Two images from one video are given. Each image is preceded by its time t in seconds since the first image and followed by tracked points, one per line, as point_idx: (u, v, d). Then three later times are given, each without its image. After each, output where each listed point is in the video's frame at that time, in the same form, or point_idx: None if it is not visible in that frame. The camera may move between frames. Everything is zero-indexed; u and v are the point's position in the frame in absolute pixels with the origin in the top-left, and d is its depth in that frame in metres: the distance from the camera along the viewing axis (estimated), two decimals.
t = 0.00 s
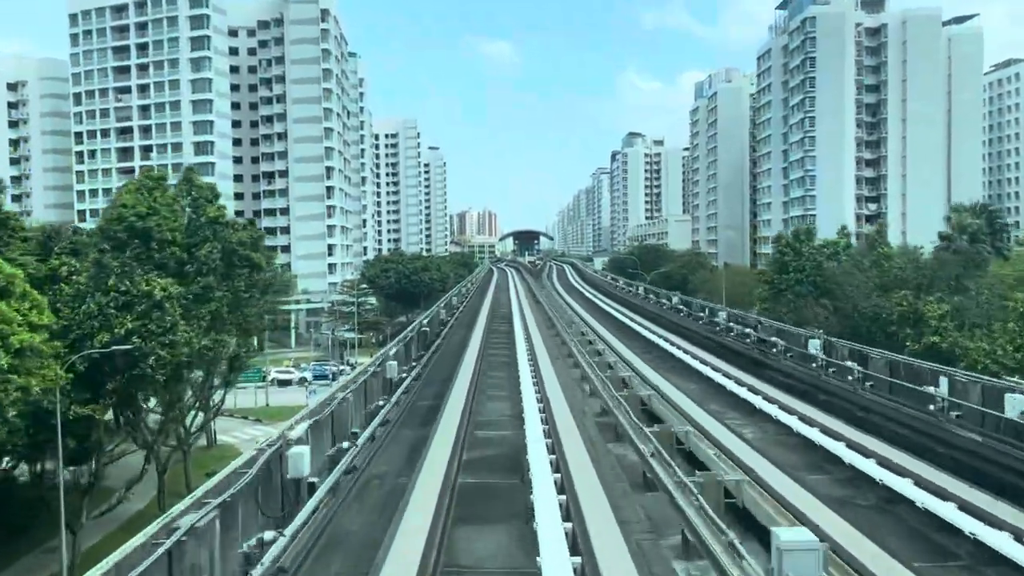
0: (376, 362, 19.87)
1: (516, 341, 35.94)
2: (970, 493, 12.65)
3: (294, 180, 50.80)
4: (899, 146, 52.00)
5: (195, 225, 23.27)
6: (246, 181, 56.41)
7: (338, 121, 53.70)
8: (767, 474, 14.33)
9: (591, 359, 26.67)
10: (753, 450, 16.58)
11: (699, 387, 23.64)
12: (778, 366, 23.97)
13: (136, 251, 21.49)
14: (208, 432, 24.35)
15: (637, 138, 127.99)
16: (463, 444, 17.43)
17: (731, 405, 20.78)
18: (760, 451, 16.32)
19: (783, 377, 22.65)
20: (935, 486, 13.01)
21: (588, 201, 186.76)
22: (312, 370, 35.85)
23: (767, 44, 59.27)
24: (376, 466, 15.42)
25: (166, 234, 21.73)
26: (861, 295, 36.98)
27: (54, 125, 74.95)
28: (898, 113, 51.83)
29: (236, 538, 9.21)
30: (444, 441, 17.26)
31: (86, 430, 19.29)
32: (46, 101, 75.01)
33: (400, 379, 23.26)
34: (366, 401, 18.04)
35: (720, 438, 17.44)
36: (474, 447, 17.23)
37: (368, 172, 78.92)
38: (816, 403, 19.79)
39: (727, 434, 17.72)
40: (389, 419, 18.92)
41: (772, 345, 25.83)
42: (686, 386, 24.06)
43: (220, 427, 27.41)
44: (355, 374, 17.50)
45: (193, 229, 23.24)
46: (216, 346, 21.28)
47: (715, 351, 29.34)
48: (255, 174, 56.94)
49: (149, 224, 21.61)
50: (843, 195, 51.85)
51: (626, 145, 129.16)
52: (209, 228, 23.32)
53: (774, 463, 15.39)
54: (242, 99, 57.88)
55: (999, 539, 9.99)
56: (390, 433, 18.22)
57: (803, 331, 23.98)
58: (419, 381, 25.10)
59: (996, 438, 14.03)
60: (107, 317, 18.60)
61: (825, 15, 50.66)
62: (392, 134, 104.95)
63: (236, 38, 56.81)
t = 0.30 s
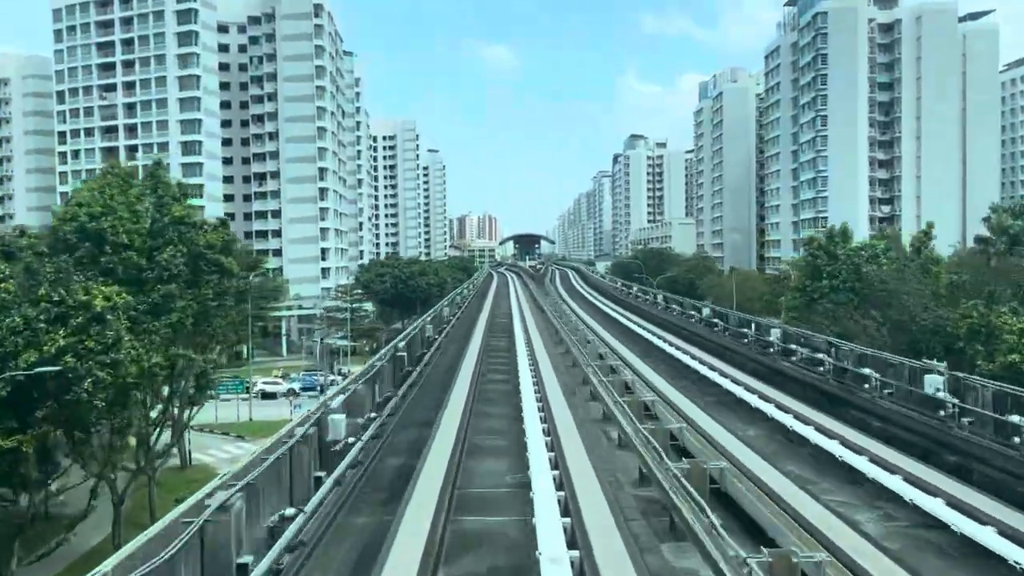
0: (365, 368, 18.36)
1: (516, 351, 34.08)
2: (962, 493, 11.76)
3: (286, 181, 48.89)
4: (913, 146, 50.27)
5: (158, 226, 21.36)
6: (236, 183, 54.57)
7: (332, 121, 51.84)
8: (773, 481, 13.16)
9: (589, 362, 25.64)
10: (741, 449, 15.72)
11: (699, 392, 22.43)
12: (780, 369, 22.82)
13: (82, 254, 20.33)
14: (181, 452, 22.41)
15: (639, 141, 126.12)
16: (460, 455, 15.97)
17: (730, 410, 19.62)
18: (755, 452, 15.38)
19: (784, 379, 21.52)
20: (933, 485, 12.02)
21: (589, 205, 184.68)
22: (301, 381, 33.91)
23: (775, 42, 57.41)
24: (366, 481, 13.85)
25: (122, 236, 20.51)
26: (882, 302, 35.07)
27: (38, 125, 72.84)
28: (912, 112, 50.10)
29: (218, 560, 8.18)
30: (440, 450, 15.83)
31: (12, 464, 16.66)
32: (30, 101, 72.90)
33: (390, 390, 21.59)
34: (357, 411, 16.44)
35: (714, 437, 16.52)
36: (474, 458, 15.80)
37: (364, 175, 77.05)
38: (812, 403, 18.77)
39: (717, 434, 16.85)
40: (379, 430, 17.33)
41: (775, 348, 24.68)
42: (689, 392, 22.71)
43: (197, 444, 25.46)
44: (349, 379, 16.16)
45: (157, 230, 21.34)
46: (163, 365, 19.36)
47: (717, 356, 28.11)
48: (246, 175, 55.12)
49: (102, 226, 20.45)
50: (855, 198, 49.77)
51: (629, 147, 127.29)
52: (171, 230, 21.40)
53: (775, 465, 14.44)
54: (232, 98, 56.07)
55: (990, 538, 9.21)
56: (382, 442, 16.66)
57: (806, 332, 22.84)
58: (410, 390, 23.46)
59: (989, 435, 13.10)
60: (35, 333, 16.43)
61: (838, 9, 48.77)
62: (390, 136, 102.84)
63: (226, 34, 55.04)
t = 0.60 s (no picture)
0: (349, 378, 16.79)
1: (512, 358, 32.18)
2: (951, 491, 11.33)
3: (274, 180, 46.84)
4: (926, 147, 48.55)
5: (105, 225, 19.46)
6: (223, 182, 52.65)
7: (322, 119, 49.78)
8: (785, 496, 12.11)
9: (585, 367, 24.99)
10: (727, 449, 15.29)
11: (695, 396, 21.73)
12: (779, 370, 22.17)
13: (12, 254, 17.97)
14: (144, 472, 20.43)
15: (638, 143, 124.13)
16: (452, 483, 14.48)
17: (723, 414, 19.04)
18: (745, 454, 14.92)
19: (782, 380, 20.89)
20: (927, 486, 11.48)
21: (587, 208, 182.56)
22: (285, 391, 31.97)
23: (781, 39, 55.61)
24: (344, 506, 12.72)
25: (59, 233, 18.15)
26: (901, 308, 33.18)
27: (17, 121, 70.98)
28: (925, 110, 48.35)
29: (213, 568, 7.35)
30: (426, 477, 14.33)
31: None
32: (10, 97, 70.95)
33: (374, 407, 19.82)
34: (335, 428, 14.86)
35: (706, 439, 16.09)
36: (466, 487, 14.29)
37: (357, 175, 75.05)
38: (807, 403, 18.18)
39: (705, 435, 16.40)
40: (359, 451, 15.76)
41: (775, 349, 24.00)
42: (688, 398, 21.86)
43: (167, 461, 23.50)
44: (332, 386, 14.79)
45: (104, 231, 19.44)
46: (89, 389, 17.16)
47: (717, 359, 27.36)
48: (232, 174, 53.20)
49: (37, 225, 18.11)
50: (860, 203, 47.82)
51: (628, 149, 125.34)
52: (121, 230, 19.62)
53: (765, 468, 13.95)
54: (218, 94, 54.15)
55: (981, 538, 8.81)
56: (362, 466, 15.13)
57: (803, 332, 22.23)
58: (395, 408, 21.72)
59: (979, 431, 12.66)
60: None
61: (847, 3, 46.81)
62: (384, 137, 101.03)
63: (212, 29, 53.17)
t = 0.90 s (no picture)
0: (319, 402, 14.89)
1: (509, 364, 30.34)
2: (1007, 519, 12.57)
3: (262, 179, 44.96)
4: (939, 147, 46.82)
5: (39, 220, 17.66)
6: (209, 180, 50.83)
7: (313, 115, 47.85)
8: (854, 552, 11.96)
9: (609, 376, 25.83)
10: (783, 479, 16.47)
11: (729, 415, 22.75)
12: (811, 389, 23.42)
13: None
14: (101, 493, 18.50)
15: (637, 144, 122.29)
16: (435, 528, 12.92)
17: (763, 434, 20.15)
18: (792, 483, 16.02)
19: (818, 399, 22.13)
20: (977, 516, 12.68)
21: (585, 210, 180.57)
22: (268, 402, 30.09)
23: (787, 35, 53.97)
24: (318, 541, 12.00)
25: None
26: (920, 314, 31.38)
27: None
28: (938, 108, 46.60)
29: None
30: (405, 522, 12.87)
31: None
32: None
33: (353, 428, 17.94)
34: (297, 466, 13.07)
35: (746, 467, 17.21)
36: (452, 535, 12.71)
37: (350, 175, 73.14)
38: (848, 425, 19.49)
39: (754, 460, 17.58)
40: (328, 490, 14.04)
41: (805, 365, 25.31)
42: (720, 416, 22.73)
43: (131, 479, 21.55)
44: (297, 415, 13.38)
45: (37, 228, 17.65)
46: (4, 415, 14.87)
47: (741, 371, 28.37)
48: (219, 173, 51.37)
49: None
50: (876, 206, 45.34)
51: (627, 150, 123.53)
52: (56, 225, 17.89)
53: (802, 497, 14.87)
54: (205, 90, 52.33)
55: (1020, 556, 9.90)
56: (329, 513, 13.49)
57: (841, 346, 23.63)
58: (379, 427, 19.88)
59: None
60: None
61: None
62: (379, 137, 99.21)
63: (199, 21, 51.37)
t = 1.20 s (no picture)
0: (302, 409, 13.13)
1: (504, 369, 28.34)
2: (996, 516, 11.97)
3: (247, 177, 43.02)
4: (954, 146, 45.11)
5: None
6: (192, 177, 48.83)
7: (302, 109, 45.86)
8: None
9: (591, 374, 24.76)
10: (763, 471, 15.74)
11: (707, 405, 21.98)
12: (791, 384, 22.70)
13: None
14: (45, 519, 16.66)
15: (635, 145, 120.39)
16: (423, 559, 11.08)
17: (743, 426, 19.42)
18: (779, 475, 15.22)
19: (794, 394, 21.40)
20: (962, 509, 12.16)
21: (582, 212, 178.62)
22: (247, 414, 28.17)
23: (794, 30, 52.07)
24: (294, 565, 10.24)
25: None
26: (941, 322, 29.51)
27: None
28: (953, 106, 44.92)
29: None
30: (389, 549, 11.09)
31: None
32: None
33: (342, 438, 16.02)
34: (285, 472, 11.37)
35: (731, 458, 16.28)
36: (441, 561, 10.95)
37: (342, 174, 71.12)
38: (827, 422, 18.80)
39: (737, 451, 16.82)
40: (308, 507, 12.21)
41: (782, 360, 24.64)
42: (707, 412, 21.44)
43: (86, 501, 19.67)
44: (284, 417, 12.01)
45: None
46: None
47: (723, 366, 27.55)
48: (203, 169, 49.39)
49: None
50: (889, 205, 43.29)
51: (625, 151, 121.61)
52: None
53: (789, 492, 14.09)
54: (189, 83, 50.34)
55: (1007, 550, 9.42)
56: (306, 533, 11.70)
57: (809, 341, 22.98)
58: (370, 436, 17.91)
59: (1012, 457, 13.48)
60: None
61: None
62: (373, 136, 97.19)
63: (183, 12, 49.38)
